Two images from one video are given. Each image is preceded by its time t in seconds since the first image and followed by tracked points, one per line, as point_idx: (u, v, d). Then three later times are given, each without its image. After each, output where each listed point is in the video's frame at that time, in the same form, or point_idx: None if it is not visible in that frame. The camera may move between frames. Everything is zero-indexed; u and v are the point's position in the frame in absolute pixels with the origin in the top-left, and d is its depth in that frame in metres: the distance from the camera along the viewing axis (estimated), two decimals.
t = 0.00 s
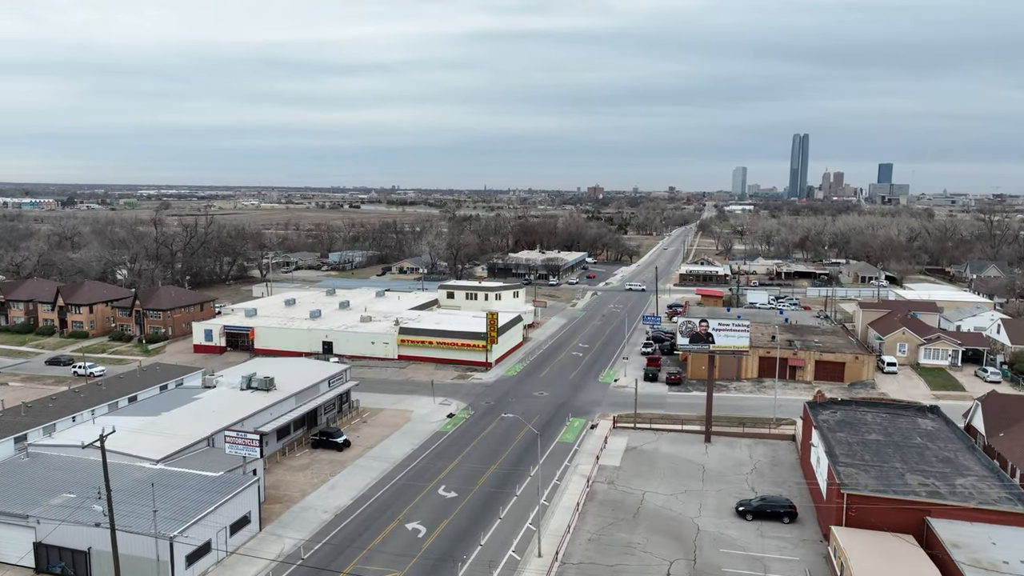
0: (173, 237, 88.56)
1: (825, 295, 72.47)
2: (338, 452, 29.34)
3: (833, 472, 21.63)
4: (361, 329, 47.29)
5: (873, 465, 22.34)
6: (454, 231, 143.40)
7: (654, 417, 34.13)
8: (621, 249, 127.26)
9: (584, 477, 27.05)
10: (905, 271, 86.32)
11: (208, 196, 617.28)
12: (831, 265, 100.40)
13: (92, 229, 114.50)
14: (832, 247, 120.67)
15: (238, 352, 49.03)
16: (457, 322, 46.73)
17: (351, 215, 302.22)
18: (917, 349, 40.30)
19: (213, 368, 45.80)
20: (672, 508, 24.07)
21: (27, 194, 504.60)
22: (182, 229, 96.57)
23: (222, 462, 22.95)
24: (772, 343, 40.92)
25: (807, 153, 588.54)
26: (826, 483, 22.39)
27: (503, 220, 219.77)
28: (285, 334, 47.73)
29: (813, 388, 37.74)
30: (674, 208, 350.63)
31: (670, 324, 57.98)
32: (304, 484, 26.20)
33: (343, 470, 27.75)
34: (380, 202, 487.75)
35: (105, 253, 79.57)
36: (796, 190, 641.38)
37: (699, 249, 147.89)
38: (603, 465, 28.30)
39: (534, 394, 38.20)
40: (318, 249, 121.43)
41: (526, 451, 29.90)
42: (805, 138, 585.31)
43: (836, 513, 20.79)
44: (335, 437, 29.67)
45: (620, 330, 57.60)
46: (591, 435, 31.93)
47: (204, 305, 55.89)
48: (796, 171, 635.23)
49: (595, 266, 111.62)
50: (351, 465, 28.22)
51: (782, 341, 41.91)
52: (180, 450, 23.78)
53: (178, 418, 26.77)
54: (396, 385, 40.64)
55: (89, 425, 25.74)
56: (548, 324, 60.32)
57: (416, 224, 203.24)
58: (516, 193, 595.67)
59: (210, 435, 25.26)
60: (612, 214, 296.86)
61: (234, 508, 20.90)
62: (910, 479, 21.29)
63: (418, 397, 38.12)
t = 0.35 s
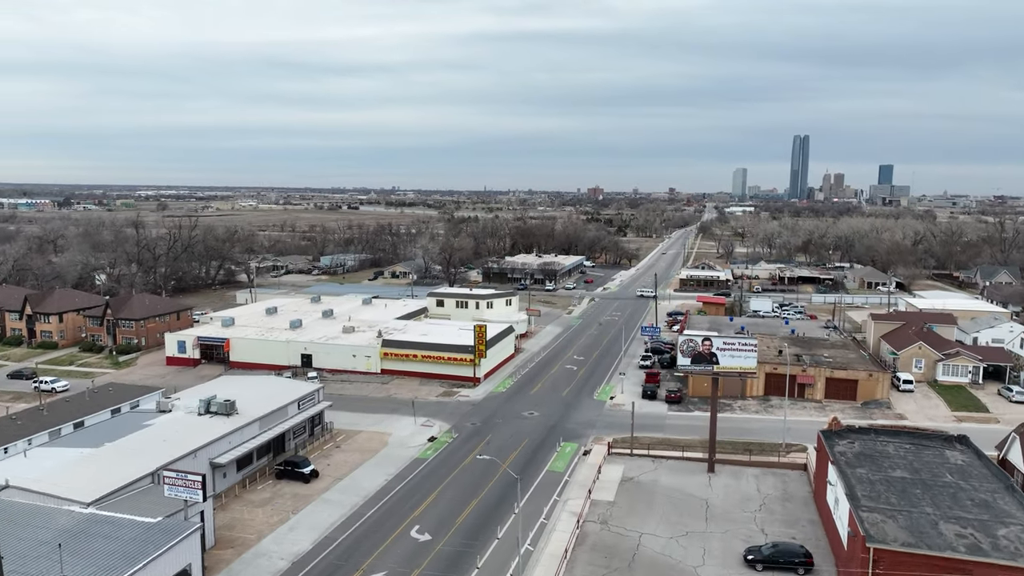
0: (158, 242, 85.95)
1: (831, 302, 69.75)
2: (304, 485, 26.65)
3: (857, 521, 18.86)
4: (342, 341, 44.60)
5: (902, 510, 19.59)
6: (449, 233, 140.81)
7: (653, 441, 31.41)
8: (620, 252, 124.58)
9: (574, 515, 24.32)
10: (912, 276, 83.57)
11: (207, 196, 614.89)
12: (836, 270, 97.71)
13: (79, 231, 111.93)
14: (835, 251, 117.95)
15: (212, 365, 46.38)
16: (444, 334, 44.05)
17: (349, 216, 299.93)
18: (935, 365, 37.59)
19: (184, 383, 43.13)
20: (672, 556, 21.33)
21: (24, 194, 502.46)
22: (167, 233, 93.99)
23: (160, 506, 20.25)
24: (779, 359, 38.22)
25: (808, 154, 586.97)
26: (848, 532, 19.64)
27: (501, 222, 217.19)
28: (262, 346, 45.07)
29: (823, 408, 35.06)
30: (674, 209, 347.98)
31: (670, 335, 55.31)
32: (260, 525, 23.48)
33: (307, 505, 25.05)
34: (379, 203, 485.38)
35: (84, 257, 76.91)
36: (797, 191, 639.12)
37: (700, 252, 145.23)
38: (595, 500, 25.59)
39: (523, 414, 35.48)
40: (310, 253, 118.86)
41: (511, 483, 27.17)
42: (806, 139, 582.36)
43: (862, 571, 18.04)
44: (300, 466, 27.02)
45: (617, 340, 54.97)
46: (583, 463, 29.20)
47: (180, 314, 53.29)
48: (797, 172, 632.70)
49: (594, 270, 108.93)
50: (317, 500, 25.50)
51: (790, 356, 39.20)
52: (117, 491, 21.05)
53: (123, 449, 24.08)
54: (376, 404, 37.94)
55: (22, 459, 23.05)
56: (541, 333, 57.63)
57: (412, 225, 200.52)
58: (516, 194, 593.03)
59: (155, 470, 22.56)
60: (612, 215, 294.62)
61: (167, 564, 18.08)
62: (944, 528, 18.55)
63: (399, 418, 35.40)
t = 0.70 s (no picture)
0: (143, 245, 83.31)
1: (838, 309, 67.13)
2: (267, 521, 24.04)
3: None
4: (324, 353, 41.96)
5: (942, 565, 16.97)
6: (445, 235, 138.15)
7: (654, 467, 28.76)
8: (619, 255, 121.97)
9: (566, 560, 21.68)
10: (921, 281, 81.02)
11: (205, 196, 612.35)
12: (841, 273, 95.07)
13: (66, 232, 109.34)
14: (840, 253, 115.52)
15: (187, 377, 43.73)
16: (432, 346, 41.45)
17: (346, 218, 297.28)
18: (956, 381, 34.99)
19: (155, 398, 40.49)
20: None
21: (21, 194, 500.12)
22: (153, 235, 91.35)
23: (87, 559, 17.68)
24: (789, 375, 35.64)
25: (808, 154, 585.23)
26: None
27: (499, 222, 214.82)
28: (239, 358, 42.45)
29: (838, 429, 32.44)
30: (674, 209, 345.78)
31: (672, 344, 52.71)
32: (212, 571, 20.82)
33: (268, 547, 22.40)
34: (377, 203, 482.84)
35: (64, 261, 74.35)
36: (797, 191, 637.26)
37: (700, 254, 142.64)
38: (589, 540, 22.94)
39: (514, 435, 32.84)
40: (302, 255, 116.23)
41: (497, 520, 24.50)
42: (807, 139, 580.01)
43: None
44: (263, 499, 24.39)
45: (615, 350, 52.35)
46: (577, 495, 26.55)
47: (156, 322, 50.70)
48: (798, 172, 630.27)
49: (592, 273, 106.37)
50: (279, 539, 22.85)
51: (800, 371, 36.60)
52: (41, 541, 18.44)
53: (59, 485, 21.46)
54: (356, 423, 35.26)
55: None
56: (536, 342, 54.96)
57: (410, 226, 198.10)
58: (515, 194, 590.84)
59: (90, 513, 19.99)
60: (611, 215, 292.12)
61: None
62: None
63: (379, 439, 32.75)
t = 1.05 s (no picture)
0: (126, 248, 80.45)
1: (847, 315, 64.27)
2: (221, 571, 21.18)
3: None
4: (303, 368, 39.09)
5: None
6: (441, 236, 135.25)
7: (659, 502, 25.90)
8: (619, 257, 119.14)
9: None
10: (931, 285, 78.22)
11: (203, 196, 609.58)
12: (848, 276, 92.31)
13: (52, 235, 106.60)
14: (845, 255, 112.71)
15: (158, 393, 40.86)
16: (419, 361, 38.59)
17: (344, 217, 295.35)
18: (986, 402, 32.18)
19: (120, 416, 37.61)
20: None
21: (18, 194, 497.74)
22: (138, 239, 88.51)
23: None
24: (805, 395, 32.83)
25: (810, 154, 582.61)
26: None
27: (498, 223, 212.07)
28: (212, 373, 39.59)
29: (859, 455, 29.64)
30: (674, 210, 343.14)
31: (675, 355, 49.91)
32: None
33: None
34: (376, 203, 480.11)
35: (41, 265, 71.63)
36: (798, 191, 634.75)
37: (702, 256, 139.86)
38: None
39: (504, 462, 30.02)
40: (294, 258, 113.41)
41: (482, 567, 21.68)
42: (807, 139, 577.22)
43: None
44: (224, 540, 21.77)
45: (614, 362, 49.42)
46: (573, 536, 23.72)
47: (128, 332, 47.84)
48: (798, 171, 627.69)
49: (592, 276, 103.57)
50: None
51: (816, 389, 33.79)
52: None
53: None
54: (334, 447, 32.42)
55: None
56: (531, 353, 52.08)
57: (407, 227, 195.28)
58: (515, 194, 588.14)
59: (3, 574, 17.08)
60: (610, 215, 289.58)
61: None
62: None
63: (357, 466, 29.90)
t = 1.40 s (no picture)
0: (109, 252, 77.69)
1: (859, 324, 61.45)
2: None
3: None
4: (280, 386, 36.24)
5: None
6: (438, 238, 132.69)
7: (668, 547, 23.02)
8: (619, 260, 116.49)
9: None
10: (943, 291, 75.48)
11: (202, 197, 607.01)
12: (856, 281, 89.55)
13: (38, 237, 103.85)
14: (852, 258, 110.07)
15: (125, 412, 37.94)
16: (405, 379, 35.77)
17: (341, 217, 292.82)
18: None
19: (81, 438, 34.70)
20: None
21: (15, 194, 495.39)
22: (123, 242, 85.83)
23: None
24: (824, 419, 30.06)
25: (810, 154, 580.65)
26: None
27: (496, 224, 209.44)
28: (183, 391, 36.71)
29: (887, 488, 26.82)
30: (675, 211, 341.65)
31: (679, 369, 47.14)
32: None
33: None
34: (375, 203, 477.60)
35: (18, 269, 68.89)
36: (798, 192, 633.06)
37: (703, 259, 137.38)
38: None
39: (495, 496, 27.17)
40: (287, 261, 110.74)
41: None
42: (808, 139, 576.60)
43: None
44: None
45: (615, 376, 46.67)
46: None
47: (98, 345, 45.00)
48: (798, 171, 625.51)
49: (592, 280, 100.82)
50: None
51: (835, 413, 30.99)
52: None
53: None
54: (309, 476, 29.56)
55: None
56: (528, 366, 49.29)
57: (404, 228, 192.72)
58: (515, 194, 585.60)
59: None
60: (610, 216, 287.13)
61: None
62: None
63: (333, 500, 27.04)
